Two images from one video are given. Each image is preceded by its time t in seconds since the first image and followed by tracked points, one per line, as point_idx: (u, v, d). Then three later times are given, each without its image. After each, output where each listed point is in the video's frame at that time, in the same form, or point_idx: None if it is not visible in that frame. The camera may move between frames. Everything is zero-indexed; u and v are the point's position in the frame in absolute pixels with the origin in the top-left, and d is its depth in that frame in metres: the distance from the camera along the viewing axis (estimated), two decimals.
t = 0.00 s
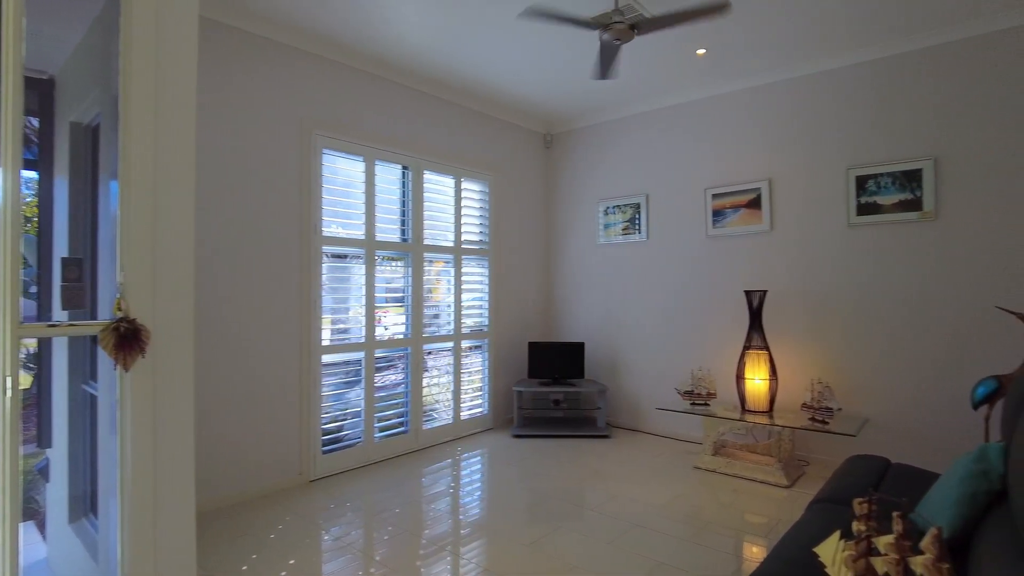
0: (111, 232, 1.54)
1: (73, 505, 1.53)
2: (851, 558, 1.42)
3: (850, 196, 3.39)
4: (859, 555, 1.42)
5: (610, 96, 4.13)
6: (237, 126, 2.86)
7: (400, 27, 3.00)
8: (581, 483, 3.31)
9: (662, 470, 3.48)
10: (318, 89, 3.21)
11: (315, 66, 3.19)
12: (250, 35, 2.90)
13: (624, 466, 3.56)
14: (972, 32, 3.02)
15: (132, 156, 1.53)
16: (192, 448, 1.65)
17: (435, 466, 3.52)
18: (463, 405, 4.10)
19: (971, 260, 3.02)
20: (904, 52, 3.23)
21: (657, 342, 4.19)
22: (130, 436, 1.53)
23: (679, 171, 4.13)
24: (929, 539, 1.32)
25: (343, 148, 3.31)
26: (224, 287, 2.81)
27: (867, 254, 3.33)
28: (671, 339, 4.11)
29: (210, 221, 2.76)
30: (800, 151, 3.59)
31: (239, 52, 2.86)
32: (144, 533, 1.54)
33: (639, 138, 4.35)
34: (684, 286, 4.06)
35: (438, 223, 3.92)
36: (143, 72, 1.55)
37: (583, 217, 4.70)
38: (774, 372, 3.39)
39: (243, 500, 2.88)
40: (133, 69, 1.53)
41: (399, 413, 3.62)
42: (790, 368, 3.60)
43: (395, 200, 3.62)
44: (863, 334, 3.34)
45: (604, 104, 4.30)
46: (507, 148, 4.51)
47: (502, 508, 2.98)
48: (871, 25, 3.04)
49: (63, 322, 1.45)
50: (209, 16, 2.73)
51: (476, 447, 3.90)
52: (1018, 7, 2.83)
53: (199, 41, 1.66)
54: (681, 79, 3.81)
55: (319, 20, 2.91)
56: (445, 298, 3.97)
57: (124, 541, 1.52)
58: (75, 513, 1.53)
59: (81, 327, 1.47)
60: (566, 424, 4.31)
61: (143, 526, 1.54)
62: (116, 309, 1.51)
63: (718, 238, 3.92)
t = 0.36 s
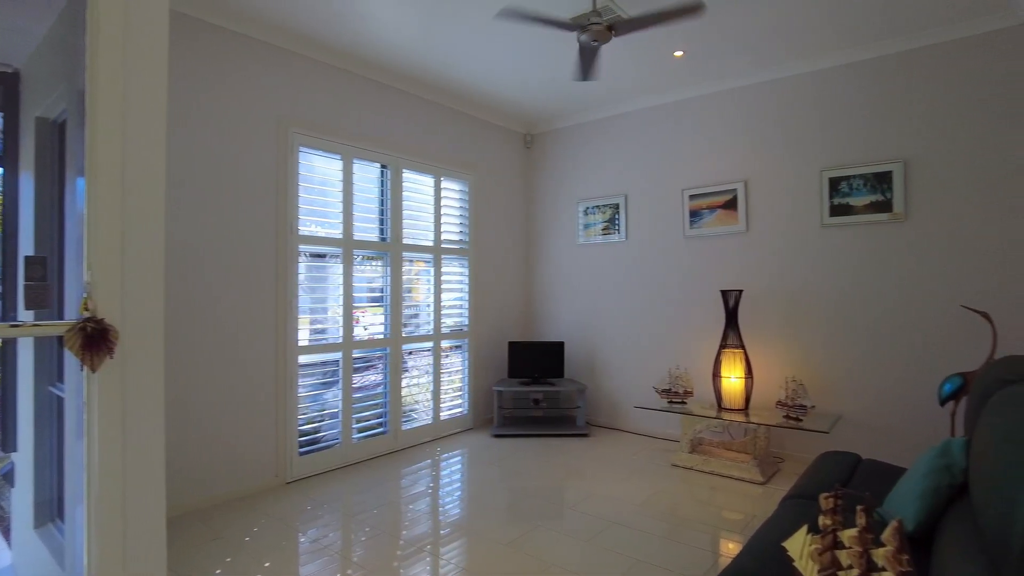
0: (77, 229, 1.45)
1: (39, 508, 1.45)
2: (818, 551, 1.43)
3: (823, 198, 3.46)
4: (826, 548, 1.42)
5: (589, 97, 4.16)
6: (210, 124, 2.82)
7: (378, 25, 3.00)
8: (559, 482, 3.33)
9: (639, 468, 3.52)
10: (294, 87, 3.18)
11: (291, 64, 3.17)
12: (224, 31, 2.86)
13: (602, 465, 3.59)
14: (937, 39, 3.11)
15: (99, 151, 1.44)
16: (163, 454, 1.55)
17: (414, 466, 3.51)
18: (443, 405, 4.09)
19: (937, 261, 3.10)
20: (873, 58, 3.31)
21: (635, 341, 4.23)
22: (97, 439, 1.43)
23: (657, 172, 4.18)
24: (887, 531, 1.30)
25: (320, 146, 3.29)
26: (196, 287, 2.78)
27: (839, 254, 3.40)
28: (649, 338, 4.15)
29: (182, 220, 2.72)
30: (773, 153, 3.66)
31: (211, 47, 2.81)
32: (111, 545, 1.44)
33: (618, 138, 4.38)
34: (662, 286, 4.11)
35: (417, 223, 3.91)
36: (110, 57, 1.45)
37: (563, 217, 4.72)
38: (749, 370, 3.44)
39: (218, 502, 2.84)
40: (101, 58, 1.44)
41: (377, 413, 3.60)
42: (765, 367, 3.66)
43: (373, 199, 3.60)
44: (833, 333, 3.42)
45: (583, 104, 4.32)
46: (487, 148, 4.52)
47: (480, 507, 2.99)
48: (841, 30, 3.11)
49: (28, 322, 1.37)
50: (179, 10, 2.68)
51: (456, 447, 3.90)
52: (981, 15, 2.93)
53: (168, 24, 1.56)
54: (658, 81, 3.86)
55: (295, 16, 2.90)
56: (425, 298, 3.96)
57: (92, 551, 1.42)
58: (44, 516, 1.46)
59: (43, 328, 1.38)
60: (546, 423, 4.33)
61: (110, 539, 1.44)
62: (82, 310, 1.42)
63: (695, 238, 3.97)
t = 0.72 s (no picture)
0: (43, 226, 1.41)
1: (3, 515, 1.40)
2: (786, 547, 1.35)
3: (798, 199, 3.53)
4: (794, 543, 1.35)
5: (569, 97, 4.18)
6: (183, 120, 2.78)
7: (356, 22, 2.98)
8: (538, 481, 3.35)
9: (618, 467, 3.55)
10: (270, 84, 3.15)
11: (267, 60, 3.13)
12: (198, 26, 2.82)
13: (581, 463, 3.61)
14: (904, 45, 3.19)
15: (66, 147, 1.41)
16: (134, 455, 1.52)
17: (393, 467, 3.49)
18: (422, 406, 4.08)
19: (905, 261, 3.19)
20: (844, 62, 3.39)
21: (615, 341, 4.27)
22: (64, 442, 1.40)
23: (636, 173, 4.21)
24: (853, 524, 1.24)
25: (297, 144, 3.26)
26: (169, 287, 2.73)
27: (812, 255, 3.47)
28: (628, 337, 4.19)
29: (154, 218, 2.67)
30: (749, 155, 3.72)
31: (184, 42, 2.77)
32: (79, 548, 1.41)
33: (598, 139, 4.41)
34: (641, 286, 4.15)
35: (396, 222, 3.89)
36: (78, 49, 1.42)
37: (543, 217, 4.73)
38: (726, 368, 3.49)
39: (191, 506, 2.80)
40: (67, 49, 1.40)
41: (356, 414, 3.58)
42: (741, 365, 3.72)
43: (352, 198, 3.58)
44: (807, 332, 3.49)
45: (563, 104, 4.35)
46: (467, 147, 4.52)
47: (459, 507, 2.98)
48: (813, 35, 3.18)
49: None
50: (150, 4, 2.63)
51: (436, 447, 3.89)
52: (945, 22, 3.02)
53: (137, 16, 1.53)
54: (636, 83, 3.90)
55: (271, 12, 2.87)
56: (405, 298, 3.94)
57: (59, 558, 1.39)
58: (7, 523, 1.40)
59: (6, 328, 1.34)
60: (527, 423, 4.34)
61: (76, 542, 1.41)
62: (49, 310, 1.38)
63: (673, 238, 4.01)
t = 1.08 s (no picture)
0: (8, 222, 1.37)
1: None
2: (759, 541, 1.33)
3: (775, 200, 3.58)
4: (767, 538, 1.33)
5: (550, 98, 4.20)
6: (157, 117, 2.73)
7: (335, 19, 2.96)
8: (519, 480, 3.35)
9: (598, 465, 3.57)
10: (247, 80, 3.11)
11: (244, 57, 3.09)
12: (172, 21, 2.77)
13: (562, 462, 3.63)
14: (875, 50, 3.28)
15: (32, 141, 1.37)
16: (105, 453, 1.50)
17: (373, 468, 3.46)
18: (403, 406, 4.06)
19: (876, 261, 3.27)
20: (818, 66, 3.46)
21: (596, 340, 4.30)
22: (29, 446, 1.36)
23: (617, 174, 4.25)
24: (823, 518, 1.21)
25: (275, 141, 3.23)
26: (142, 287, 2.68)
27: (787, 255, 3.54)
28: (609, 336, 4.23)
29: (127, 216, 2.62)
30: (727, 157, 3.77)
31: (158, 37, 2.72)
32: (47, 551, 1.38)
33: (579, 139, 4.44)
34: (622, 285, 4.18)
35: (377, 221, 3.87)
36: (44, 41, 1.38)
37: (525, 217, 4.75)
38: (704, 367, 3.54)
39: (165, 509, 2.75)
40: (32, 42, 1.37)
41: (335, 415, 3.55)
42: (719, 364, 3.78)
43: (331, 196, 3.55)
44: (783, 331, 3.55)
45: (545, 104, 4.36)
46: (449, 147, 4.51)
47: (439, 507, 2.98)
48: (788, 39, 3.24)
49: None
50: None
51: (417, 448, 3.88)
52: (915, 28, 3.09)
53: (109, 9, 1.50)
54: (616, 84, 3.93)
55: (248, 8, 2.83)
56: (385, 298, 3.92)
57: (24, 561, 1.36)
58: None
59: None
60: (508, 422, 4.35)
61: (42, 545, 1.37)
62: (14, 309, 1.35)
63: (653, 239, 4.05)
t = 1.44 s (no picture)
0: None
1: None
2: (735, 536, 1.33)
3: (754, 201, 3.64)
4: (742, 534, 1.33)
5: (533, 98, 4.21)
6: (132, 113, 2.69)
7: (315, 16, 2.93)
8: (501, 480, 3.36)
9: (581, 464, 3.59)
10: (226, 77, 3.07)
11: (222, 53, 3.05)
12: (147, 16, 2.73)
13: (545, 461, 3.64)
14: (850, 54, 3.35)
15: None
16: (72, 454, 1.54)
17: (355, 469, 3.44)
18: (385, 406, 4.04)
19: (852, 261, 3.33)
20: (794, 70, 3.52)
21: (578, 340, 4.32)
22: None
23: (599, 174, 4.27)
24: (796, 514, 1.21)
25: (255, 139, 3.19)
26: (116, 286, 2.63)
27: (765, 255, 3.59)
28: (591, 336, 4.25)
29: (100, 214, 2.57)
30: (707, 158, 3.82)
31: (131, 31, 2.67)
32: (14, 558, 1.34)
33: (562, 140, 4.46)
34: (604, 285, 4.21)
35: (358, 220, 3.84)
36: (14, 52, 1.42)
37: (508, 217, 4.75)
38: (685, 366, 3.58)
39: (142, 512, 2.71)
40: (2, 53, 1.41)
41: (316, 416, 3.52)
42: (699, 362, 3.82)
43: (312, 195, 3.52)
44: (762, 330, 3.60)
45: (527, 104, 4.37)
46: (432, 146, 4.50)
47: (421, 507, 2.97)
48: (766, 43, 3.29)
49: None
50: None
51: (399, 448, 3.86)
52: (888, 33, 3.16)
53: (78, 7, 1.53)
54: (598, 85, 3.96)
55: (225, 3, 2.80)
56: (367, 298, 3.90)
57: None
58: None
59: None
60: (491, 422, 4.36)
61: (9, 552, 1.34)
62: None
63: (634, 239, 4.09)
